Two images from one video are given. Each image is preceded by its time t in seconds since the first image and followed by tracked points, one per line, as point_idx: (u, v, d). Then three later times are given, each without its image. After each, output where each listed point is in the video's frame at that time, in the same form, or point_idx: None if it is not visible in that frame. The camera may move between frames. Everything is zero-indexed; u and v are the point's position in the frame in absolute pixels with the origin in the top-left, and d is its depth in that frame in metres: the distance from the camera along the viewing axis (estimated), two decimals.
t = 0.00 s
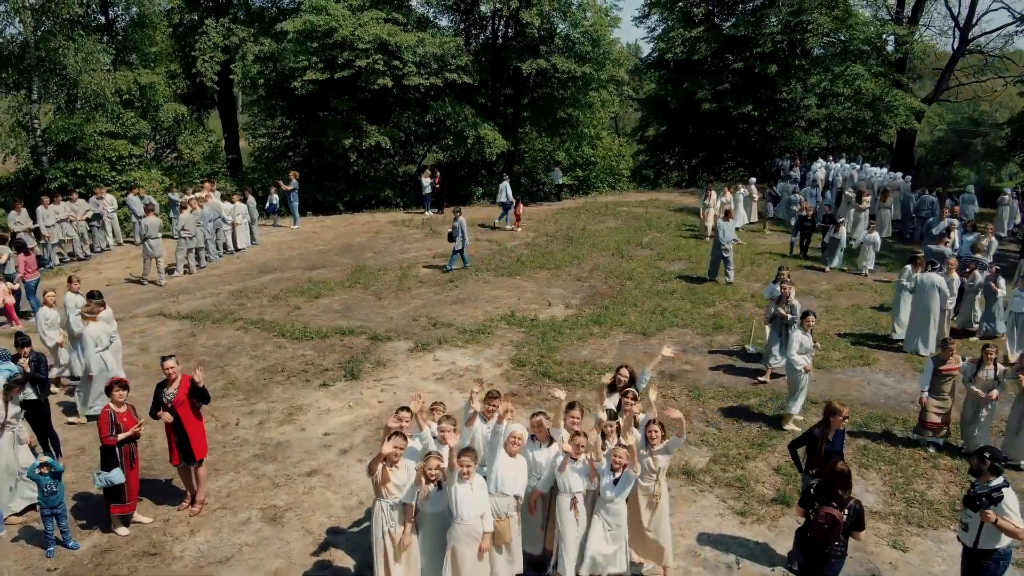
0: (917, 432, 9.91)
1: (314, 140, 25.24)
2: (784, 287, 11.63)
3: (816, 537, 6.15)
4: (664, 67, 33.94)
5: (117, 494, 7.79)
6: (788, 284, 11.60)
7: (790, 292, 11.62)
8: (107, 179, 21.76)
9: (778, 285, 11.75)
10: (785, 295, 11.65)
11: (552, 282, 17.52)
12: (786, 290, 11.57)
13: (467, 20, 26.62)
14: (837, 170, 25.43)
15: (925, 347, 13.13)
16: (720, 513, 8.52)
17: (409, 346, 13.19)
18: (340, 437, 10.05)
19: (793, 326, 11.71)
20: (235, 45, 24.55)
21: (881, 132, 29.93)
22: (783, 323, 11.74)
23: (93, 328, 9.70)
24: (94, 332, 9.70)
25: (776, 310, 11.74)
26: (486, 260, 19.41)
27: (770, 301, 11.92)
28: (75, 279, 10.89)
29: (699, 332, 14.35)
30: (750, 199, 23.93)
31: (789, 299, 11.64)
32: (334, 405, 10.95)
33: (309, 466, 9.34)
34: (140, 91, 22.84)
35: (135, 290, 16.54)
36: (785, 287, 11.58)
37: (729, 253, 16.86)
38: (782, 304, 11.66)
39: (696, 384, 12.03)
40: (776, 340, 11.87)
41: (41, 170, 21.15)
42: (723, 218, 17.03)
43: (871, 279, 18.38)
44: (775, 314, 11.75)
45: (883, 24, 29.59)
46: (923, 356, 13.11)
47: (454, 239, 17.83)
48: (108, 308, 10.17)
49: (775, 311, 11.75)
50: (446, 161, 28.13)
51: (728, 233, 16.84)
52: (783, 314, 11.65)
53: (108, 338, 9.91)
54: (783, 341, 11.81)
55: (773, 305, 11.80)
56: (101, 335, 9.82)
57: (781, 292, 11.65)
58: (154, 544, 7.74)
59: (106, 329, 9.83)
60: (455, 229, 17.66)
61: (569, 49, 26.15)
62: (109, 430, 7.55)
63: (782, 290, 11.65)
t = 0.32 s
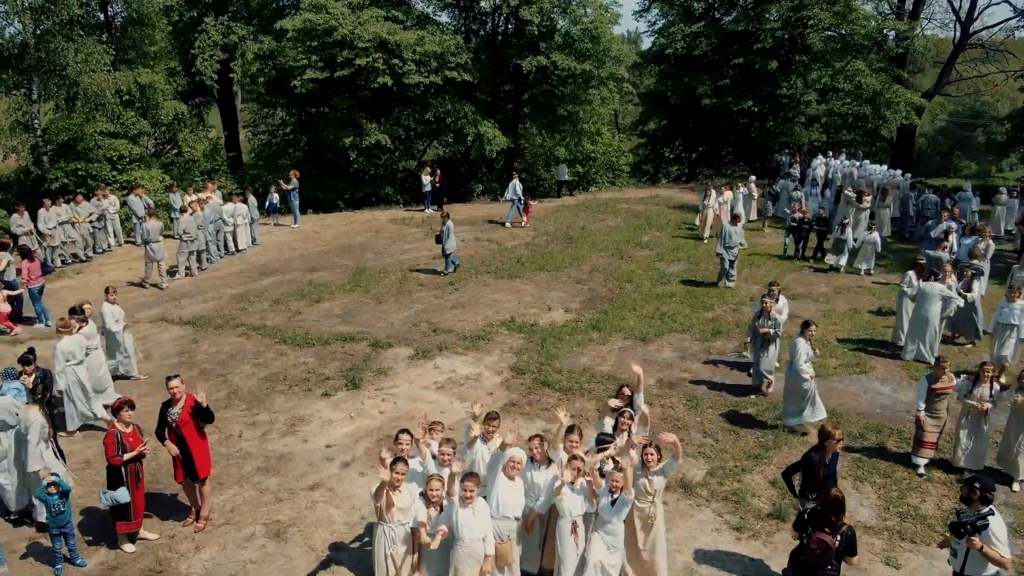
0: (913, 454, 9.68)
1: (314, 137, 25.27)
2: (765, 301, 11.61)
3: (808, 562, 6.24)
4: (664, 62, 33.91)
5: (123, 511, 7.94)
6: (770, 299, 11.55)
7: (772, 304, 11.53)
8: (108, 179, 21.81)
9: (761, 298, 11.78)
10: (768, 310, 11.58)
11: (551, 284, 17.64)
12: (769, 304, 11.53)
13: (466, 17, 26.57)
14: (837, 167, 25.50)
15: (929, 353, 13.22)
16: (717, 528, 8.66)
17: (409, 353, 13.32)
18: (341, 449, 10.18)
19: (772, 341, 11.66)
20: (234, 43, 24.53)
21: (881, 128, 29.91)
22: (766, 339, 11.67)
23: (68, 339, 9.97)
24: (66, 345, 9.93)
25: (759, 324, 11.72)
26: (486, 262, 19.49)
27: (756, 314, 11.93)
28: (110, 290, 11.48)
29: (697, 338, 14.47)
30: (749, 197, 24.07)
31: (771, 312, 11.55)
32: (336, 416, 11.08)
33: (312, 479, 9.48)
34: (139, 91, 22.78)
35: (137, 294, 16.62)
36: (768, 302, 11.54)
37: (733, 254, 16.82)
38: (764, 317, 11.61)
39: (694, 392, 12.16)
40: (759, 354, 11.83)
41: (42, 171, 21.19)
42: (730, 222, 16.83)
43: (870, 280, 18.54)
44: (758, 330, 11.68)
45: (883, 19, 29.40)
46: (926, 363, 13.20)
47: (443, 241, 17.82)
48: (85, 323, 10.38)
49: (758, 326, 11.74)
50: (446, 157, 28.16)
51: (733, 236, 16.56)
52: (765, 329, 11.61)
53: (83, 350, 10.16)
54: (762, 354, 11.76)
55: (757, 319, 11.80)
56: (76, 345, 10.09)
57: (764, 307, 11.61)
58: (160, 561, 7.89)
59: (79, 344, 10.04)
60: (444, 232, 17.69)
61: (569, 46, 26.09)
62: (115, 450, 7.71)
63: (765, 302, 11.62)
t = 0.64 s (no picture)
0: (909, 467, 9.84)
1: (314, 131, 25.26)
2: (749, 316, 11.21)
3: None
4: (664, 53, 33.80)
5: (132, 524, 8.11)
6: (753, 313, 11.16)
7: (756, 319, 11.16)
8: (109, 175, 21.80)
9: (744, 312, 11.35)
10: (751, 325, 11.19)
11: (551, 283, 17.74)
12: (752, 320, 11.14)
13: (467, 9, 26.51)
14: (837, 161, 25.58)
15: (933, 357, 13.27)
16: (714, 538, 8.83)
17: (411, 356, 13.44)
18: (345, 456, 10.33)
19: (756, 357, 11.36)
20: (233, 37, 24.47)
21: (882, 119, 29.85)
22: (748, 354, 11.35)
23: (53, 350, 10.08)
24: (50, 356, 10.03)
25: (743, 340, 11.35)
26: (485, 259, 19.57)
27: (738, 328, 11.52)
28: (144, 294, 11.45)
29: (696, 340, 14.58)
30: (750, 192, 24.16)
31: (754, 326, 11.20)
32: (338, 422, 11.23)
33: (316, 488, 9.64)
34: (139, 87, 22.76)
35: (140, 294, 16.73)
36: (751, 316, 11.15)
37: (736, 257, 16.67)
38: (747, 333, 11.26)
39: (692, 397, 12.28)
40: (742, 370, 11.53)
41: (43, 167, 21.22)
42: (732, 223, 16.62)
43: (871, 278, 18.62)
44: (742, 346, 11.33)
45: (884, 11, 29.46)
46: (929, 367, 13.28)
47: (435, 241, 17.72)
48: (68, 333, 10.46)
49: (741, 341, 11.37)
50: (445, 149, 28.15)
51: (736, 239, 16.42)
52: (749, 345, 11.26)
53: (69, 361, 10.23)
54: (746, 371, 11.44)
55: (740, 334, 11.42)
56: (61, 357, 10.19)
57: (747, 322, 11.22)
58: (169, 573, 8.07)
59: (61, 354, 10.13)
60: (435, 231, 17.66)
61: (570, 39, 25.87)
62: (125, 464, 7.84)
63: (749, 317, 11.22)
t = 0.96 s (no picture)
0: (903, 473, 9.91)
1: (314, 123, 25.26)
2: (733, 324, 11.21)
3: None
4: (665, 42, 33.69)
5: (141, 530, 8.26)
6: (738, 322, 11.13)
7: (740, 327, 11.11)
8: (109, 169, 21.81)
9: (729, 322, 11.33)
10: (737, 334, 11.15)
11: (552, 279, 17.83)
12: (739, 328, 11.12)
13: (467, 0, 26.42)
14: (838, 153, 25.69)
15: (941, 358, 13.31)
16: (711, 542, 8.99)
17: (412, 356, 13.57)
18: (348, 458, 10.48)
19: (740, 366, 11.34)
20: (234, 29, 24.43)
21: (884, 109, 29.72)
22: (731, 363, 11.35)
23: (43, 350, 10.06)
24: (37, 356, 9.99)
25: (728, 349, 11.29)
26: (486, 254, 19.65)
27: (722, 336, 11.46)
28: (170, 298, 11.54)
29: (696, 337, 14.69)
30: (750, 185, 24.25)
31: (739, 335, 11.18)
32: (341, 423, 11.38)
33: (320, 491, 9.80)
34: (139, 80, 22.74)
35: (142, 291, 16.81)
36: (737, 325, 11.12)
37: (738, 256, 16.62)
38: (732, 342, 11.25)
39: (691, 397, 12.43)
40: (726, 378, 11.53)
41: (44, 161, 21.24)
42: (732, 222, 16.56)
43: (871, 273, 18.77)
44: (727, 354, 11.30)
45: None
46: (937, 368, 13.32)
47: (426, 238, 17.72)
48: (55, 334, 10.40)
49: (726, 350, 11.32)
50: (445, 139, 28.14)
51: (737, 239, 16.37)
52: (733, 353, 11.25)
53: (56, 361, 10.14)
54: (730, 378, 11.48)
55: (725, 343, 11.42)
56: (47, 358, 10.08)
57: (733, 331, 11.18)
58: None
59: (48, 353, 10.04)
60: (425, 230, 17.58)
61: (570, 30, 25.96)
62: (134, 472, 7.96)
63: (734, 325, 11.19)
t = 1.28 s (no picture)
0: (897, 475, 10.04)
1: (315, 113, 25.26)
2: (711, 333, 11.17)
3: None
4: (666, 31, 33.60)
5: (152, 533, 8.45)
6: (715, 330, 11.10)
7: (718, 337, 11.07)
8: (111, 162, 21.83)
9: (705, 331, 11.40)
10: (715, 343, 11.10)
11: (552, 274, 17.95)
12: (715, 336, 11.08)
13: None
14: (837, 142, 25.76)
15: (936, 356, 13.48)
16: (709, 544, 9.19)
17: (415, 354, 13.73)
18: (352, 459, 10.67)
19: (719, 376, 11.30)
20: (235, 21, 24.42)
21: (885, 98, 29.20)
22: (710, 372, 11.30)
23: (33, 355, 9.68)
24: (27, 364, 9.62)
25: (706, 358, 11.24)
26: (487, 248, 19.76)
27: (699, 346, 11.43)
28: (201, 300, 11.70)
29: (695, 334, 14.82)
30: (750, 177, 24.35)
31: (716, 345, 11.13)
32: (345, 423, 11.55)
33: (325, 493, 9.99)
34: (139, 72, 22.74)
35: (146, 286, 16.93)
36: (714, 333, 11.11)
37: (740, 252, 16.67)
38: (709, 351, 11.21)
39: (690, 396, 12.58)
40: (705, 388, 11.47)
41: (46, 154, 21.29)
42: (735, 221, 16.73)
43: (869, 267, 18.95)
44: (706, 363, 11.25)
45: None
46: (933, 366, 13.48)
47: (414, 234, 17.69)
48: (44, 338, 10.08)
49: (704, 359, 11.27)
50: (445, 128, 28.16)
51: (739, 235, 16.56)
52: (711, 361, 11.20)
53: (50, 363, 9.75)
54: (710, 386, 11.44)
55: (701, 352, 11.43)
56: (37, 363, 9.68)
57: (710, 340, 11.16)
58: None
59: (40, 354, 9.69)
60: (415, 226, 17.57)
61: (570, 20, 25.87)
62: (144, 478, 8.14)
63: (711, 335, 11.18)
